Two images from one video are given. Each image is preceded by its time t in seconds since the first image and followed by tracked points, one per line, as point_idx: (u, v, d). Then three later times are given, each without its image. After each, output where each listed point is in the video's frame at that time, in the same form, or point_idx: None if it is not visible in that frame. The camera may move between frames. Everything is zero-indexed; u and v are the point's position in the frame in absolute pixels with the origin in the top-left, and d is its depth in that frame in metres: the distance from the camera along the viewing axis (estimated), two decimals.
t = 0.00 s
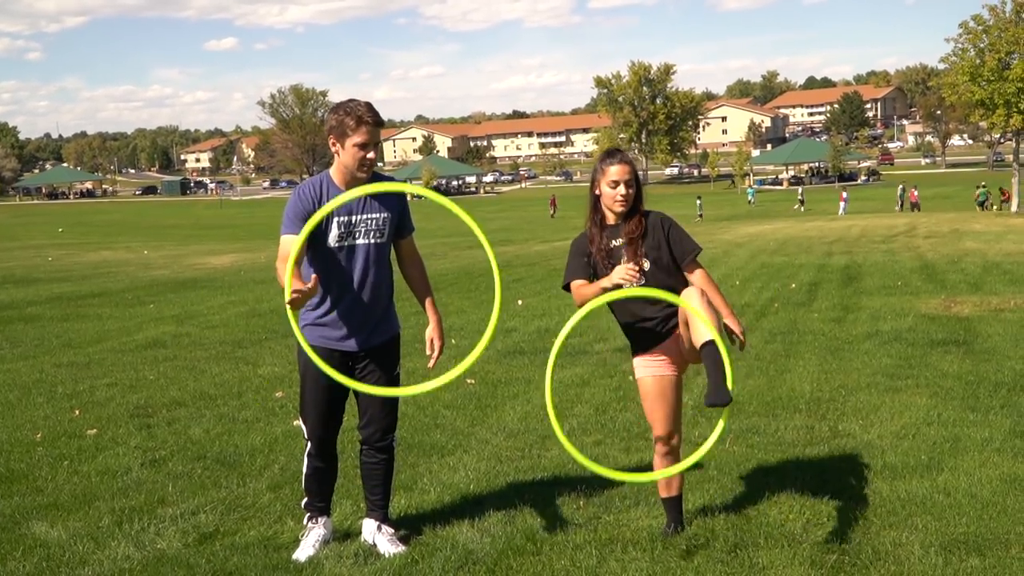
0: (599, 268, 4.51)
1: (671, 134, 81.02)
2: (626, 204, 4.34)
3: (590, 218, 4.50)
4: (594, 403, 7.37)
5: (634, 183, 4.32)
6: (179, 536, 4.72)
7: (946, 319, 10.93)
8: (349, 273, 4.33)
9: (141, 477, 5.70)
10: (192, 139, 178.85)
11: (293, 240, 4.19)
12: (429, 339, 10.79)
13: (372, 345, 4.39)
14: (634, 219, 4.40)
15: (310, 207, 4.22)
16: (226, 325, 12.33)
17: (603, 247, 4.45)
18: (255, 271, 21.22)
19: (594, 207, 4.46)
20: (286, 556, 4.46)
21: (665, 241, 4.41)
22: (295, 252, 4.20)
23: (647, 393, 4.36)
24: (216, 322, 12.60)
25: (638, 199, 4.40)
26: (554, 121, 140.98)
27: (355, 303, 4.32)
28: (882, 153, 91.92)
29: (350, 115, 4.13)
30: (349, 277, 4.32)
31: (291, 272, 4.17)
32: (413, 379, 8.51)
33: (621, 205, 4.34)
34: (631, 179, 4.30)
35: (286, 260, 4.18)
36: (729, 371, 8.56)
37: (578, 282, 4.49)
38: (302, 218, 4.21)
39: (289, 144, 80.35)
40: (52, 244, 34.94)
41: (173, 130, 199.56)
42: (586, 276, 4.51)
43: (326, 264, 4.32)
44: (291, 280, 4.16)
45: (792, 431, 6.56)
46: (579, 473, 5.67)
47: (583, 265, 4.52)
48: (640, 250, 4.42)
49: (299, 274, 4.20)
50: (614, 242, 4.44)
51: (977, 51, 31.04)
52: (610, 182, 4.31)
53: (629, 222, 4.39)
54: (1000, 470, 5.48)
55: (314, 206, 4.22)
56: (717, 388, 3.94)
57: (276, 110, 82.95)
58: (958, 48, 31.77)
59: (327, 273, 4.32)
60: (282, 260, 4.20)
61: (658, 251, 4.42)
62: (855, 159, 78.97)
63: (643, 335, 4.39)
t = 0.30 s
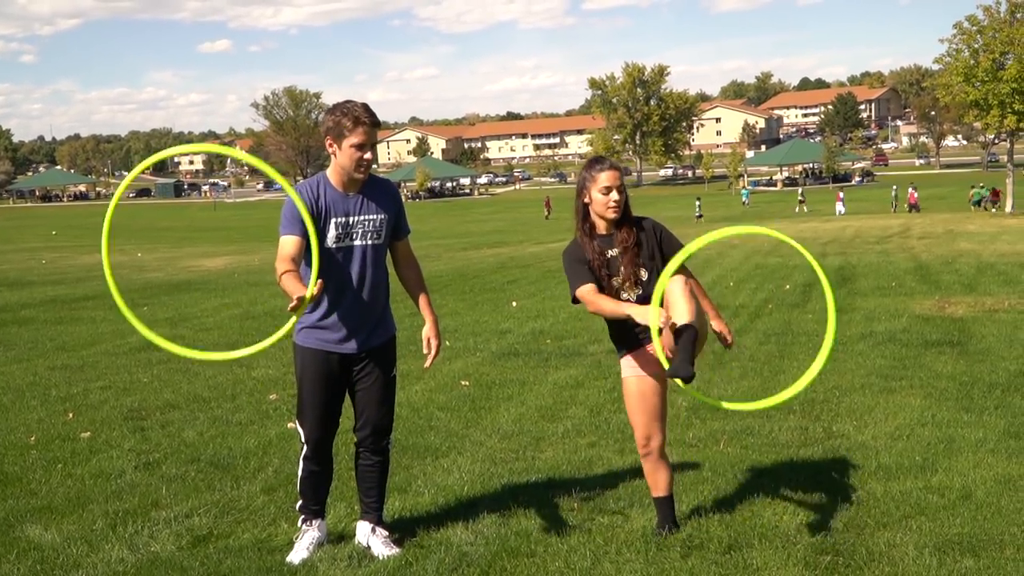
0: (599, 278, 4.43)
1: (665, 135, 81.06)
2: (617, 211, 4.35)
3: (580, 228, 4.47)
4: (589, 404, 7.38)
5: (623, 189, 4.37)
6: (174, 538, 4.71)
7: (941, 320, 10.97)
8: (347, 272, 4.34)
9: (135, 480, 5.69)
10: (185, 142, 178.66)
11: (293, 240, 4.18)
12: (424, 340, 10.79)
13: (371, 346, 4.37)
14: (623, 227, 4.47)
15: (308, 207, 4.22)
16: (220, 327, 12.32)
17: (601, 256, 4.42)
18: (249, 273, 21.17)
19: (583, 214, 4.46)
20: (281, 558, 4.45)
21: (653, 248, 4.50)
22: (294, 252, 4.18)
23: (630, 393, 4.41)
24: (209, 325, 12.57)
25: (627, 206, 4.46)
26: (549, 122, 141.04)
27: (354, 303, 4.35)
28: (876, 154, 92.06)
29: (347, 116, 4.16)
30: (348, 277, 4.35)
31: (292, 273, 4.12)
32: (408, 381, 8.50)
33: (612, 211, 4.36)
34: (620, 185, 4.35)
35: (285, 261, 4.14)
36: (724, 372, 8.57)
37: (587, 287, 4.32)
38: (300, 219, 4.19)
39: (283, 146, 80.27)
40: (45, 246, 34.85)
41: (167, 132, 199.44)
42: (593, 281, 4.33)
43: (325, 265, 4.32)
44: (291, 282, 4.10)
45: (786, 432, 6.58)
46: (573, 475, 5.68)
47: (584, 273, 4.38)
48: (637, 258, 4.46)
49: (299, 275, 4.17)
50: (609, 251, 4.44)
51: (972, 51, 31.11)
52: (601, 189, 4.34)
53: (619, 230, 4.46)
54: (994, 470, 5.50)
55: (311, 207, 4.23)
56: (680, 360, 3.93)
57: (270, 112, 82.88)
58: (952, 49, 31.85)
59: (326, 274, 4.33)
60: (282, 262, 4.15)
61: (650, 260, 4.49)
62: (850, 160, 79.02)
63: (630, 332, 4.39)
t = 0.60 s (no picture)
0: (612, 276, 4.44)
1: (661, 135, 81.16)
2: (621, 212, 4.38)
3: (588, 228, 4.48)
4: (585, 405, 7.38)
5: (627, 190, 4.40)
6: (171, 539, 4.71)
7: (937, 319, 11.00)
8: (341, 272, 4.34)
9: (131, 480, 5.69)
10: (180, 142, 178.52)
11: (285, 237, 4.17)
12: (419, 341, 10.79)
13: (366, 347, 4.36)
14: (629, 228, 4.52)
15: (302, 206, 4.22)
16: (216, 328, 12.31)
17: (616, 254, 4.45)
18: (244, 273, 21.17)
19: (589, 217, 4.47)
20: (278, 558, 4.46)
21: (656, 250, 4.57)
22: (286, 250, 4.16)
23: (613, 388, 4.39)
24: (205, 326, 12.57)
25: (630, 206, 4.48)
26: (545, 123, 141.10)
27: (349, 304, 4.34)
28: (872, 154, 92.22)
29: (342, 117, 4.14)
30: (342, 276, 4.34)
31: (279, 268, 4.10)
32: (404, 381, 8.50)
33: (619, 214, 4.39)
34: (622, 187, 4.36)
35: (275, 258, 4.12)
36: (720, 372, 8.59)
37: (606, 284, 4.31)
38: (294, 218, 4.20)
39: (278, 147, 80.27)
40: (41, 248, 34.85)
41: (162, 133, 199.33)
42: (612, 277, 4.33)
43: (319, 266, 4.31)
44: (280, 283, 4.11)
45: (783, 432, 6.59)
46: (569, 475, 5.69)
47: (599, 270, 4.36)
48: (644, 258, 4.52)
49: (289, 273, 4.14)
50: (621, 249, 4.46)
51: (967, 50, 31.23)
52: (604, 191, 4.35)
53: (626, 231, 4.51)
54: (991, 470, 5.51)
55: (305, 207, 4.24)
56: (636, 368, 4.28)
57: (265, 112, 82.86)
58: (947, 47, 31.95)
59: (320, 274, 4.31)
60: (272, 258, 4.13)
61: (653, 260, 4.56)
62: (845, 159, 79.13)
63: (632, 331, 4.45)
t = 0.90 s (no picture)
0: (606, 264, 4.48)
1: (663, 134, 81.12)
2: (622, 207, 4.43)
3: (590, 215, 4.50)
4: (588, 404, 7.38)
5: (634, 185, 4.45)
6: (175, 537, 4.72)
7: (940, 318, 10.98)
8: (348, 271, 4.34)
9: (136, 478, 5.70)
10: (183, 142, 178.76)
11: (292, 239, 4.19)
12: (422, 340, 10.79)
13: (372, 345, 4.38)
14: (629, 221, 4.53)
15: (309, 206, 4.23)
16: (219, 327, 12.32)
17: (614, 244, 4.47)
18: (247, 273, 21.16)
19: (591, 206, 4.50)
20: (282, 557, 4.46)
21: (654, 244, 4.61)
22: (294, 251, 4.18)
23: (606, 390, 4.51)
24: (209, 325, 12.57)
25: (633, 200, 4.51)
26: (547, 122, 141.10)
27: (355, 302, 4.35)
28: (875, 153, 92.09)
29: (347, 117, 4.17)
30: (349, 274, 4.35)
31: (288, 271, 4.13)
32: (407, 380, 8.51)
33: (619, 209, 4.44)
34: (627, 182, 4.40)
35: (284, 258, 4.14)
36: (723, 371, 8.58)
37: (574, 275, 4.46)
38: (301, 217, 4.20)
39: (281, 146, 80.29)
40: (44, 247, 34.89)
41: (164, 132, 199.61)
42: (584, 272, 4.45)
43: (327, 266, 4.33)
44: (289, 282, 4.12)
45: (786, 432, 6.58)
46: (573, 474, 5.69)
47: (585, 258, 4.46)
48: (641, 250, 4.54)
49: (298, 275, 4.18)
50: (618, 239, 4.48)
51: (971, 49, 31.21)
52: (608, 184, 4.39)
53: (625, 223, 4.52)
54: (995, 470, 5.51)
55: (311, 206, 4.23)
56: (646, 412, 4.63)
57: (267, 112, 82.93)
58: (951, 47, 31.93)
59: (327, 274, 4.34)
60: (281, 259, 4.14)
61: (651, 253, 4.59)
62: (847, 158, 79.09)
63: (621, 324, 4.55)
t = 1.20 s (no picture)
0: (611, 270, 4.50)
1: (676, 133, 80.95)
2: (634, 215, 4.43)
3: (601, 221, 4.52)
4: (600, 402, 7.37)
5: (645, 194, 4.40)
6: (189, 532, 4.73)
7: (954, 319, 10.93)
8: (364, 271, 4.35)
9: (150, 474, 5.72)
10: (196, 139, 179.54)
11: (310, 238, 4.16)
12: (435, 337, 10.80)
13: (388, 342, 4.39)
14: (640, 227, 4.54)
15: (326, 205, 4.20)
16: (232, 324, 12.35)
17: (621, 250, 4.47)
18: (260, 270, 21.21)
19: (603, 213, 4.51)
20: (295, 553, 4.47)
21: (665, 249, 4.59)
22: (311, 251, 4.16)
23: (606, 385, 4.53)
24: (221, 321, 12.61)
25: (646, 207, 4.52)
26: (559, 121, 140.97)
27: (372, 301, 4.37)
28: (888, 153, 91.64)
29: (359, 114, 4.18)
30: (365, 274, 4.37)
31: (306, 272, 4.13)
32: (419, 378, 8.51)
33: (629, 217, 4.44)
34: (639, 192, 4.37)
35: (302, 260, 4.14)
36: (736, 371, 8.57)
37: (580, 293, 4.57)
38: (319, 217, 4.18)
39: (293, 144, 80.53)
40: (58, 243, 35.07)
41: (177, 129, 200.38)
42: (587, 289, 4.56)
43: (343, 265, 4.34)
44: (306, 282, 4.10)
45: (799, 432, 6.56)
46: (584, 473, 5.67)
47: (591, 266, 4.51)
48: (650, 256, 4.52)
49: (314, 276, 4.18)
50: (627, 245, 4.49)
51: (985, 49, 31.04)
52: (620, 194, 4.38)
53: (636, 229, 4.53)
54: (1010, 471, 5.48)
55: (329, 205, 4.21)
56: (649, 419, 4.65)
57: (280, 109, 83.15)
58: (966, 46, 31.78)
59: (344, 273, 4.35)
60: (299, 261, 4.14)
61: (661, 259, 4.57)
62: (861, 158, 78.63)
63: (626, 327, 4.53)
